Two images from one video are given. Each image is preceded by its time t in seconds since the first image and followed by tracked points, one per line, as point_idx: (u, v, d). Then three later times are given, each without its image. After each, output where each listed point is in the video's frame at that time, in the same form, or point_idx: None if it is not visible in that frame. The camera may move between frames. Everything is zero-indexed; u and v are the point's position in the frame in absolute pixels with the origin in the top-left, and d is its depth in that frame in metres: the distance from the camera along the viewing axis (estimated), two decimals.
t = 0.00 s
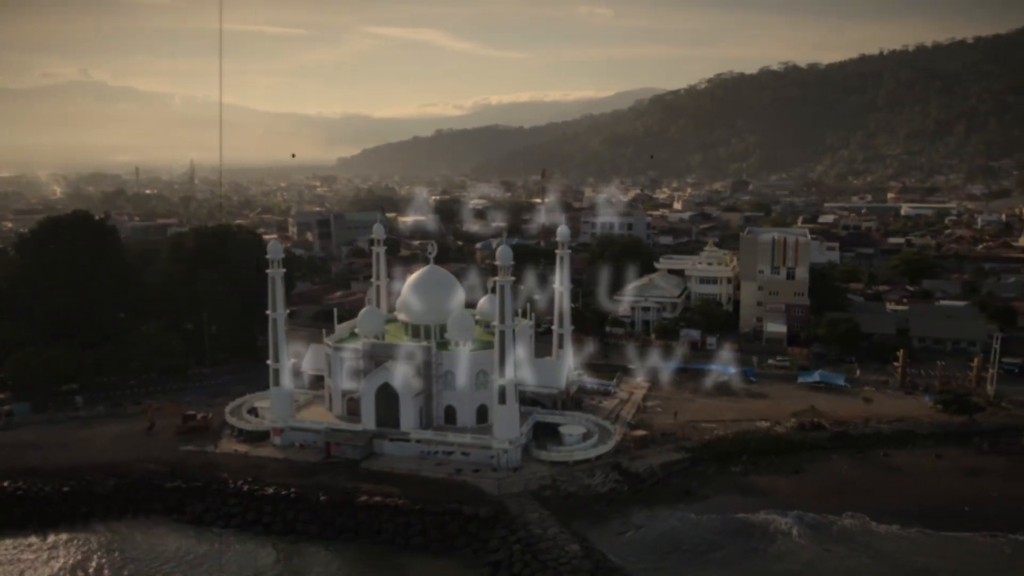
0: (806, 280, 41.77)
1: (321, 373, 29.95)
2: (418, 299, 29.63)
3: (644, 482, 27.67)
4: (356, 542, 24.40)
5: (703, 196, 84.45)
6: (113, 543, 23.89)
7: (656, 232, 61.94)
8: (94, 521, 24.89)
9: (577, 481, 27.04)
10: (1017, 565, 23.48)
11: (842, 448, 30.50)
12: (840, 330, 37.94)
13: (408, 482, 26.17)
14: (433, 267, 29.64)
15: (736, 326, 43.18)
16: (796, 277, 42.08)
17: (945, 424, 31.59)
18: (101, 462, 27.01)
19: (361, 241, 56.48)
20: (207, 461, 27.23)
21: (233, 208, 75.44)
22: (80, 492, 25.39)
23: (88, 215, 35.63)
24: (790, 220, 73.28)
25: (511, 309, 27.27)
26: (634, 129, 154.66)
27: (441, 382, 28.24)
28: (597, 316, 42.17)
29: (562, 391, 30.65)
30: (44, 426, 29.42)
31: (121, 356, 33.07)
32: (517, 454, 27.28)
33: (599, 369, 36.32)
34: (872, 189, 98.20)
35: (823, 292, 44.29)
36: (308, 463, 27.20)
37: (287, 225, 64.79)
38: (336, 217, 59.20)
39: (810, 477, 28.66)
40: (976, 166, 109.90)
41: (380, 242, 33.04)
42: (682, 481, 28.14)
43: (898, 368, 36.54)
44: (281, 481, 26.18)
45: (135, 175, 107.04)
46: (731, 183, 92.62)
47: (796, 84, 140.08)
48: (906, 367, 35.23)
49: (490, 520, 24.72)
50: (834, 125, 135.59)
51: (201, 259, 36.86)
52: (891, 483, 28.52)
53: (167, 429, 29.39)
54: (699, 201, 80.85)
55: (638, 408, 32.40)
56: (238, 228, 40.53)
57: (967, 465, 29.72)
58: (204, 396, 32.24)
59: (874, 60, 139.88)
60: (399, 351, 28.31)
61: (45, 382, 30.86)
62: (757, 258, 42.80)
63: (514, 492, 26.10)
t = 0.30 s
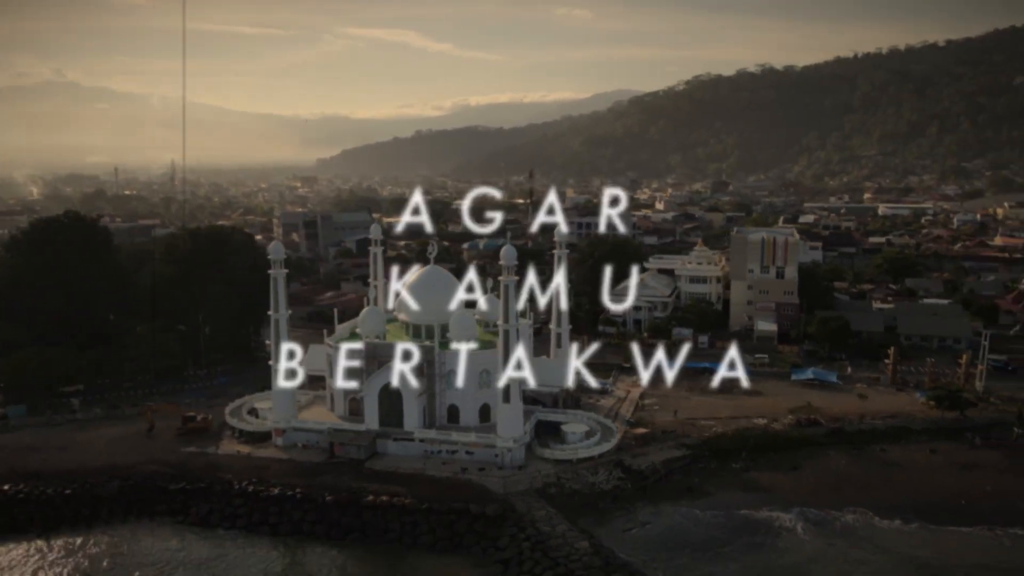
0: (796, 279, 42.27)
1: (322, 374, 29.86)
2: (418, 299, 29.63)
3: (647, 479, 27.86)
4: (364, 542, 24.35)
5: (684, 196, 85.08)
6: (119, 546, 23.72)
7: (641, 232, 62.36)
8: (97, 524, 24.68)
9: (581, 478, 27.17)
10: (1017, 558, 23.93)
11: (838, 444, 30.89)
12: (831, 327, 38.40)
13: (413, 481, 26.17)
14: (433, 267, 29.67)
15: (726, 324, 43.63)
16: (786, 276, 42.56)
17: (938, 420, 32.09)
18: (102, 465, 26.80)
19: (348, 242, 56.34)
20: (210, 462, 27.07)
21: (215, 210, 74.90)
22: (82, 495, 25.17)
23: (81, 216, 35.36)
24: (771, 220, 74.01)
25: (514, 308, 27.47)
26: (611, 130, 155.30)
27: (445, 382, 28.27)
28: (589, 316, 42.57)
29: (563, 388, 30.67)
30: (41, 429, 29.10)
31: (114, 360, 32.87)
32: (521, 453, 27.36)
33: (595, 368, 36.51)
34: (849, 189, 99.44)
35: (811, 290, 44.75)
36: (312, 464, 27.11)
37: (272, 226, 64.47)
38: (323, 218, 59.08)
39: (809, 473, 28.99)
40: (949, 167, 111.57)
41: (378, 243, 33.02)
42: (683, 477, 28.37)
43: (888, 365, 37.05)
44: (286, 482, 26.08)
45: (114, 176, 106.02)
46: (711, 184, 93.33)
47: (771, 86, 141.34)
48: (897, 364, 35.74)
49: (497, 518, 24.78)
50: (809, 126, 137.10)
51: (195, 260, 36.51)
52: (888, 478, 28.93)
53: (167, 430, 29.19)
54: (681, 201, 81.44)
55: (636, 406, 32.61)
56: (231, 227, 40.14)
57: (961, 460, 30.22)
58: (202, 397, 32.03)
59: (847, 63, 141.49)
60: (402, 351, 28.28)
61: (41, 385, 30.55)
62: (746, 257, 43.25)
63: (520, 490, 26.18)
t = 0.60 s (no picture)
0: (785, 278, 42.72)
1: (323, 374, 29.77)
2: (418, 299, 29.61)
3: (649, 477, 28.05)
4: (372, 542, 24.28)
5: (665, 197, 85.67)
6: (124, 548, 23.51)
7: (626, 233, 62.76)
8: (100, 526, 24.47)
9: (584, 476, 27.30)
10: (1015, 551, 24.36)
11: (834, 440, 31.28)
12: (821, 326, 38.84)
13: (418, 480, 26.17)
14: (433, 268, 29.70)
15: (716, 324, 44.05)
16: (775, 275, 42.99)
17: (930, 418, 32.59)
18: (103, 467, 26.53)
19: (335, 243, 56.17)
20: (212, 463, 26.90)
21: (197, 211, 74.31)
22: (85, 496, 24.95)
23: (71, 216, 34.93)
24: (752, 220, 74.71)
25: (517, 308, 27.80)
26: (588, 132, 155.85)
27: (447, 381, 28.31)
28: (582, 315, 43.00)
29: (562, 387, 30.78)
30: (37, 431, 28.77)
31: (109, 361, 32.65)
32: (524, 451, 27.44)
33: (590, 367, 36.70)
34: (826, 190, 100.56)
35: (799, 289, 45.20)
36: (316, 463, 27.03)
37: (257, 228, 64.13)
38: (309, 220, 59.01)
39: (807, 469, 29.33)
40: (923, 168, 113.18)
41: (374, 243, 32.92)
42: (684, 474, 28.60)
43: (879, 362, 37.53)
44: (290, 482, 25.97)
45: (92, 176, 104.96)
46: (691, 185, 94.06)
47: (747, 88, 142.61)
48: (887, 361, 36.27)
49: (504, 516, 24.83)
50: (785, 127, 138.45)
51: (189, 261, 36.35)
52: (884, 473, 29.35)
53: (166, 431, 28.98)
54: (663, 201, 81.96)
55: (633, 404, 32.84)
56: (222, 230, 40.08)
57: (953, 455, 30.73)
58: (199, 398, 31.81)
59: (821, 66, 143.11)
60: (406, 351, 28.27)
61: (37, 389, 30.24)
62: (736, 257, 43.69)
63: (525, 488, 26.25)
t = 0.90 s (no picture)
0: (775, 277, 43.11)
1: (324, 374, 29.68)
2: (419, 299, 29.60)
3: (652, 474, 28.22)
4: (380, 541, 24.23)
5: (648, 197, 86.18)
6: (131, 551, 23.31)
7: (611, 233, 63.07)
8: (105, 528, 24.25)
9: (588, 474, 27.41)
10: (1015, 543, 24.76)
11: (830, 436, 31.64)
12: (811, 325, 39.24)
13: (424, 480, 26.15)
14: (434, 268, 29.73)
15: (706, 323, 44.42)
16: (765, 274, 43.37)
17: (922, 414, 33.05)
18: (105, 469, 26.30)
19: (323, 244, 55.98)
20: (215, 464, 26.74)
21: (180, 213, 73.75)
22: (89, 498, 24.72)
23: (64, 217, 34.57)
24: (735, 220, 75.31)
25: (521, 307, 27.87)
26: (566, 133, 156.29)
27: (450, 381, 28.34)
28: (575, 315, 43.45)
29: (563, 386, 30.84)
30: (34, 433, 28.46)
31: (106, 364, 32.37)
32: (528, 450, 27.50)
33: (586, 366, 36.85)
34: (804, 190, 101.59)
35: (787, 287, 45.65)
36: (320, 464, 26.94)
37: (242, 229, 63.77)
38: (295, 220, 59.21)
39: (805, 464, 29.64)
40: (898, 169, 114.63)
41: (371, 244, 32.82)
42: (685, 471, 28.81)
43: (869, 360, 38.01)
44: (295, 482, 25.87)
45: (71, 177, 103.76)
46: (672, 185, 94.68)
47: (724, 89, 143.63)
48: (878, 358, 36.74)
49: (512, 515, 24.86)
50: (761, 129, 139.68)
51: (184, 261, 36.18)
52: (881, 468, 29.72)
53: (166, 433, 28.77)
54: (646, 202, 82.40)
55: (631, 402, 33.02)
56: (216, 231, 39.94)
57: (947, 450, 31.17)
58: (197, 400, 31.60)
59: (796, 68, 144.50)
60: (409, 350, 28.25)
61: (34, 392, 29.92)
62: (726, 256, 44.09)
63: (530, 487, 26.31)
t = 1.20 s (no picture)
0: (764, 276, 43.42)
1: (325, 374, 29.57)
2: (419, 299, 29.56)
3: (654, 471, 28.40)
4: (389, 541, 24.18)
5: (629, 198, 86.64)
6: (138, 554, 23.10)
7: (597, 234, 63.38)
8: (110, 531, 24.04)
9: (592, 472, 27.52)
10: (1014, 535, 25.17)
11: (826, 433, 32.00)
12: (801, 322, 39.58)
13: (430, 479, 26.13)
14: (435, 269, 29.74)
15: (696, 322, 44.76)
16: (754, 273, 43.66)
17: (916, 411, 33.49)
18: (107, 471, 26.07)
19: (310, 245, 55.79)
20: (219, 466, 26.57)
21: (162, 215, 73.20)
22: (93, 501, 24.49)
23: (55, 218, 34.11)
24: (717, 220, 75.89)
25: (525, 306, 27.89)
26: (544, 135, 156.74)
27: (454, 381, 28.39)
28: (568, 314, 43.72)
29: (564, 385, 30.92)
30: (32, 435, 28.13)
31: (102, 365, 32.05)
32: (531, 449, 27.56)
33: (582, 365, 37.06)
34: (782, 190, 102.48)
35: (776, 287, 46.05)
36: (324, 464, 26.84)
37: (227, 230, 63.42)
38: (283, 221, 59.11)
39: (804, 460, 29.94)
40: (873, 169, 115.98)
41: (368, 244, 32.68)
42: (687, 468, 29.01)
43: (860, 357, 38.49)
44: (300, 483, 25.77)
45: (49, 178, 102.26)
46: (653, 185, 95.27)
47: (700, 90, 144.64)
48: (869, 356, 37.19)
49: (519, 513, 24.89)
50: (738, 130, 140.74)
51: (177, 262, 35.81)
52: (878, 463, 30.09)
53: (167, 435, 28.55)
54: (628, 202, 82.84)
55: (629, 400, 33.20)
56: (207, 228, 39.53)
57: (941, 444, 31.62)
58: (196, 401, 31.39)
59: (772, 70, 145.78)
60: (412, 350, 28.23)
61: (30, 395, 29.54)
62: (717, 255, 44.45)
63: (536, 485, 26.37)
